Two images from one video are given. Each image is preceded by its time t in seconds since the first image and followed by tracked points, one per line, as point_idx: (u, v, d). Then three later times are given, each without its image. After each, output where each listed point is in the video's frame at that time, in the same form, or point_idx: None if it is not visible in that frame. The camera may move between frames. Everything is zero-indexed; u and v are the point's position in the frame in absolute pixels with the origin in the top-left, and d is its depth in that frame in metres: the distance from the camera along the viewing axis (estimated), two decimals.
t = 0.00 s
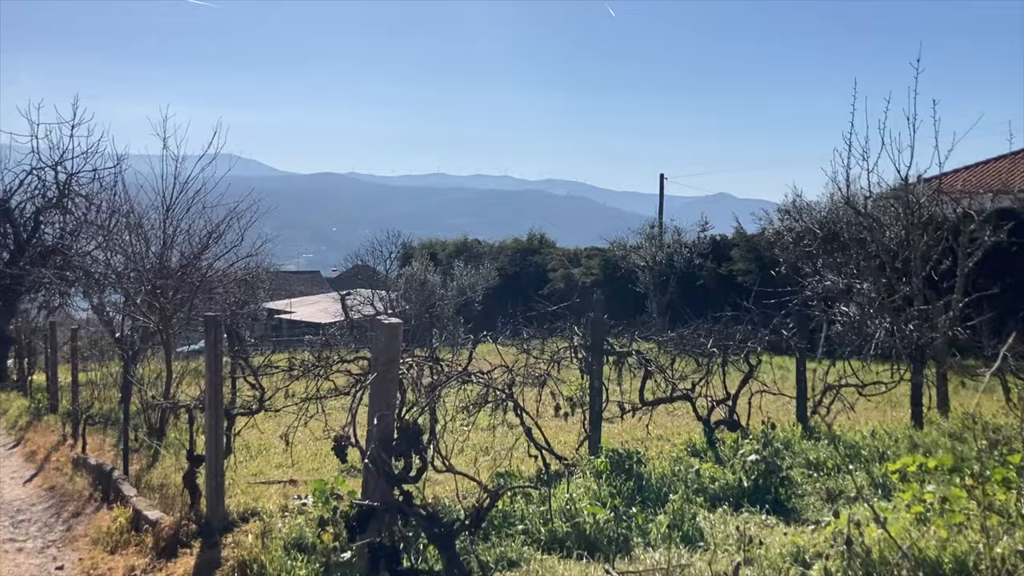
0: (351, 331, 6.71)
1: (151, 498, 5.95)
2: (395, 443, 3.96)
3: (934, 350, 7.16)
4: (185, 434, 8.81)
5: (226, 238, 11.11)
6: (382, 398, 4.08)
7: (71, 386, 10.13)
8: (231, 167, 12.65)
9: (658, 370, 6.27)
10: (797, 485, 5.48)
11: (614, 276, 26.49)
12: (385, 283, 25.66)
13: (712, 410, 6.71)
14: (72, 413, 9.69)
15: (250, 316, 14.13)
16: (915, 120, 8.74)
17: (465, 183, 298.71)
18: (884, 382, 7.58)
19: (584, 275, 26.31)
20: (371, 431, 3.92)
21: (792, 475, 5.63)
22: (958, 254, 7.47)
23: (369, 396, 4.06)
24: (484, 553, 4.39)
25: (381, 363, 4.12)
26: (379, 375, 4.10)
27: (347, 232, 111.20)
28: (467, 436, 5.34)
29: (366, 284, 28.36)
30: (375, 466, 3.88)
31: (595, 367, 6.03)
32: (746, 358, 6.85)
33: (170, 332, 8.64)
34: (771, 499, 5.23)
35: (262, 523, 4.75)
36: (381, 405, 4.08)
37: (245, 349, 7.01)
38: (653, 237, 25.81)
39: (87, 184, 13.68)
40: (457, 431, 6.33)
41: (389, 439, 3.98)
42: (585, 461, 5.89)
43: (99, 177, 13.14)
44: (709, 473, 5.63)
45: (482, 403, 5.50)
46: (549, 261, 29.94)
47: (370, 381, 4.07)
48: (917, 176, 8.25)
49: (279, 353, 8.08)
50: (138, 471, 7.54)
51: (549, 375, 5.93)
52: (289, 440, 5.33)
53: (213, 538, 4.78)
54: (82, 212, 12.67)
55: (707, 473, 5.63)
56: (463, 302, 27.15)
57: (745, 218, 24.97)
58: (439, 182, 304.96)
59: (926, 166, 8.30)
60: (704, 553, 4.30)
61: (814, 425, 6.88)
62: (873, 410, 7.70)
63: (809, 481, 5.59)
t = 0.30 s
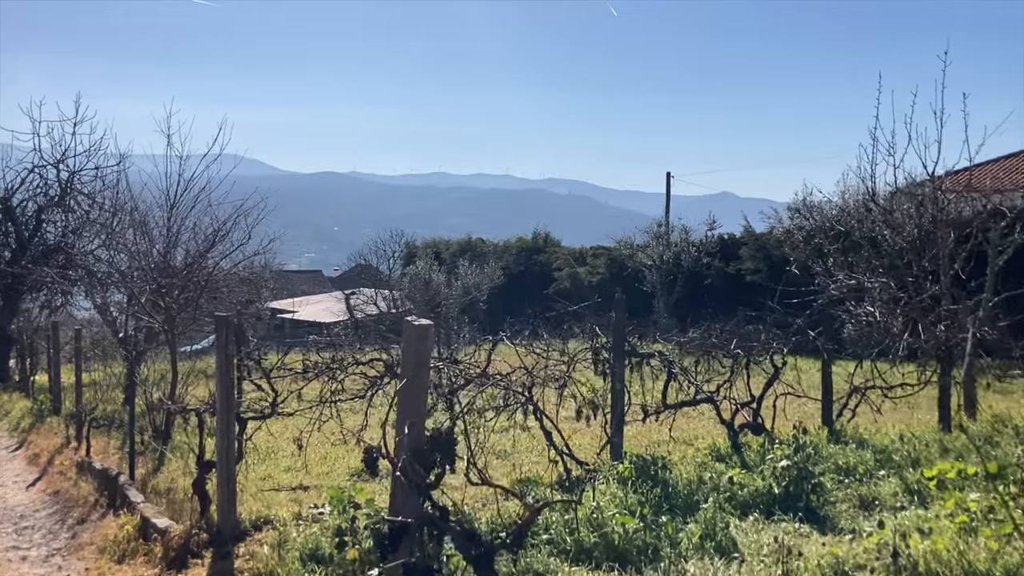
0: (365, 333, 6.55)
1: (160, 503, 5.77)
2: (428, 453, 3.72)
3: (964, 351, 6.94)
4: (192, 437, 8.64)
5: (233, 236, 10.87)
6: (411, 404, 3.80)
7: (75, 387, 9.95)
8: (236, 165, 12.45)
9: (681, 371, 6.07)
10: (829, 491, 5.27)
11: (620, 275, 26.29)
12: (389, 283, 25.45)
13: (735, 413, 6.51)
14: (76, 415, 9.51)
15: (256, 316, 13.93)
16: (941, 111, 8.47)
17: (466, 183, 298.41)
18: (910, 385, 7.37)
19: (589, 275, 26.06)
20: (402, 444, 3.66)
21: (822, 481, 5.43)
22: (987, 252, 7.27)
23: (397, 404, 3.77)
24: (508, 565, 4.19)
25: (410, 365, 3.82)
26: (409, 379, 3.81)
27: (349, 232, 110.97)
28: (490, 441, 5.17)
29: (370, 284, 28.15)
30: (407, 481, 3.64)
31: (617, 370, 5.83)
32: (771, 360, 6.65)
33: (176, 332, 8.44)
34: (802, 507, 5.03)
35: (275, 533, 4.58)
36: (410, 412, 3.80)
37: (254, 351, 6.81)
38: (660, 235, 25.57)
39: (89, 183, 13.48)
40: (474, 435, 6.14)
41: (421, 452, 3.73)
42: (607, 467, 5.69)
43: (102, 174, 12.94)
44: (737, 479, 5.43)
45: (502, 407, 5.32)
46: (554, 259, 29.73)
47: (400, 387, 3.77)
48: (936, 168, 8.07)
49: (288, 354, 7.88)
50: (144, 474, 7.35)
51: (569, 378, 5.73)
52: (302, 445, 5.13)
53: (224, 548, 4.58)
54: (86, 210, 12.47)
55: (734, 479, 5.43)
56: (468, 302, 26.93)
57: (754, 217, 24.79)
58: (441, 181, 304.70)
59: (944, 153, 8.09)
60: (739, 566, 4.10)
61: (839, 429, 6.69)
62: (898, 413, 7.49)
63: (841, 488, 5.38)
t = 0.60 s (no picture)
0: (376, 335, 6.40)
1: (164, 508, 5.59)
2: (453, 462, 3.87)
3: (991, 352, 6.72)
4: (195, 440, 8.47)
5: (237, 234, 10.69)
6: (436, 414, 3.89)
7: (75, 388, 9.77)
8: (238, 163, 12.24)
9: (701, 371, 5.89)
10: (857, 498, 5.08)
11: (625, 275, 26.08)
12: (391, 283, 25.24)
13: (755, 416, 6.34)
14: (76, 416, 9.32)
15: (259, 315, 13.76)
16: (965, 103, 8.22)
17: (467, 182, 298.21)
18: (934, 386, 7.18)
19: (593, 274, 25.90)
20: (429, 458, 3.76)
21: (849, 486, 5.23)
22: (1013, 249, 7.03)
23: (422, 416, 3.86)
24: None
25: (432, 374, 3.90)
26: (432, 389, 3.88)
27: (349, 232, 110.67)
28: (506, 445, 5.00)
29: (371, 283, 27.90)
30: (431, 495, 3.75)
31: (635, 371, 5.65)
32: (792, 361, 6.47)
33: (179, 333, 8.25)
34: (831, 515, 4.83)
35: (285, 542, 4.40)
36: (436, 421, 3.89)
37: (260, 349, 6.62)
38: (665, 234, 25.33)
39: (90, 181, 13.30)
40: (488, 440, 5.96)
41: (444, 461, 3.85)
42: (625, 471, 5.51)
43: (102, 172, 12.74)
44: (762, 483, 5.24)
45: (517, 409, 5.14)
46: (557, 259, 29.52)
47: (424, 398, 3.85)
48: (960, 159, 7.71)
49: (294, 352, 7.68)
50: (146, 478, 7.18)
51: (586, 379, 5.54)
52: (312, 449, 4.95)
53: (232, 558, 4.41)
54: (86, 208, 12.28)
55: (759, 484, 5.24)
56: (470, 302, 26.69)
57: (759, 216, 24.63)
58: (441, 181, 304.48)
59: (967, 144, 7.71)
60: None
61: (861, 432, 6.53)
62: (921, 415, 7.31)
63: (870, 494, 5.19)
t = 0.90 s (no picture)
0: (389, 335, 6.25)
1: (165, 514, 5.39)
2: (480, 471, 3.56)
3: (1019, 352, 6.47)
4: (197, 442, 8.25)
5: (239, 231, 10.52)
6: (464, 419, 3.61)
7: (74, 388, 9.56)
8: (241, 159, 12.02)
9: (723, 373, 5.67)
10: (888, 505, 4.86)
11: (629, 274, 25.86)
12: (393, 282, 25.02)
13: (776, 420, 6.13)
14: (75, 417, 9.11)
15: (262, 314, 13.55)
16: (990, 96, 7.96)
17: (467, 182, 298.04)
18: (959, 388, 6.96)
19: (597, 273, 26.31)
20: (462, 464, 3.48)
21: (879, 492, 5.01)
22: None
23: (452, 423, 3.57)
24: None
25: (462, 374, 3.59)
26: (463, 391, 3.59)
27: (350, 232, 110.44)
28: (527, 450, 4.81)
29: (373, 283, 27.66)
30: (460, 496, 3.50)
31: (655, 373, 5.44)
32: (814, 362, 6.26)
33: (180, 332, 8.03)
34: (863, 524, 4.61)
35: (293, 552, 4.19)
36: (464, 427, 3.61)
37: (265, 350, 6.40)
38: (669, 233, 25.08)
39: (90, 178, 13.09)
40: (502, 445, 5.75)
41: (475, 470, 3.56)
42: (644, 477, 5.30)
43: (102, 169, 12.53)
44: (788, 489, 5.03)
45: (534, 412, 4.92)
46: (560, 258, 29.30)
47: (456, 402, 3.56)
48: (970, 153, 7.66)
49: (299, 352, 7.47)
50: (147, 482, 6.96)
51: (604, 381, 5.33)
52: (320, 454, 4.73)
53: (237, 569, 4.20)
54: (86, 206, 12.07)
55: (784, 490, 5.03)
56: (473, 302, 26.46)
57: (764, 213, 24.45)
58: (441, 180, 304.30)
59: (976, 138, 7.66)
60: None
61: (885, 435, 6.32)
62: (945, 418, 7.10)
63: (901, 501, 4.97)
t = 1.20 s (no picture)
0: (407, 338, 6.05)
1: (178, 522, 5.20)
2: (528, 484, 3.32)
3: None
4: (207, 446, 8.06)
5: (250, 230, 10.33)
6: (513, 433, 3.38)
7: (82, 390, 9.38)
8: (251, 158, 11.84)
9: (754, 378, 5.47)
10: (933, 516, 4.64)
11: (638, 274, 25.60)
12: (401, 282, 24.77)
13: (808, 426, 5.92)
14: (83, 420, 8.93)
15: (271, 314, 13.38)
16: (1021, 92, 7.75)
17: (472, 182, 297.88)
18: (993, 392, 6.74)
19: (606, 273, 26.24)
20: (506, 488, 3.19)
21: (922, 502, 4.79)
22: None
23: (499, 439, 3.34)
24: None
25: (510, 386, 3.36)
26: (512, 405, 3.35)
27: (355, 232, 110.25)
28: (555, 460, 4.60)
29: (380, 283, 27.41)
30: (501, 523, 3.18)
31: (685, 378, 5.23)
32: (847, 367, 6.05)
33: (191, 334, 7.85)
34: (910, 536, 4.39)
35: (314, 566, 4.00)
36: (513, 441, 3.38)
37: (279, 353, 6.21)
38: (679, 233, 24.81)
39: (97, 178, 12.92)
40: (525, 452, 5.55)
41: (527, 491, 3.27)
42: (675, 486, 5.09)
43: (109, 168, 12.35)
44: (827, 499, 4.81)
45: (562, 419, 4.72)
46: (569, 258, 29.04)
47: (504, 417, 3.33)
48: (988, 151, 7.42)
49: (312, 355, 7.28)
50: (157, 488, 6.77)
51: (633, 387, 5.13)
52: (340, 462, 4.53)
53: None
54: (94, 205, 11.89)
55: (822, 500, 4.82)
56: (481, 302, 26.20)
57: (775, 213, 24.20)
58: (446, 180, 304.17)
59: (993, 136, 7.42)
60: None
61: (921, 442, 6.11)
62: (979, 423, 6.88)
63: (946, 512, 4.75)
